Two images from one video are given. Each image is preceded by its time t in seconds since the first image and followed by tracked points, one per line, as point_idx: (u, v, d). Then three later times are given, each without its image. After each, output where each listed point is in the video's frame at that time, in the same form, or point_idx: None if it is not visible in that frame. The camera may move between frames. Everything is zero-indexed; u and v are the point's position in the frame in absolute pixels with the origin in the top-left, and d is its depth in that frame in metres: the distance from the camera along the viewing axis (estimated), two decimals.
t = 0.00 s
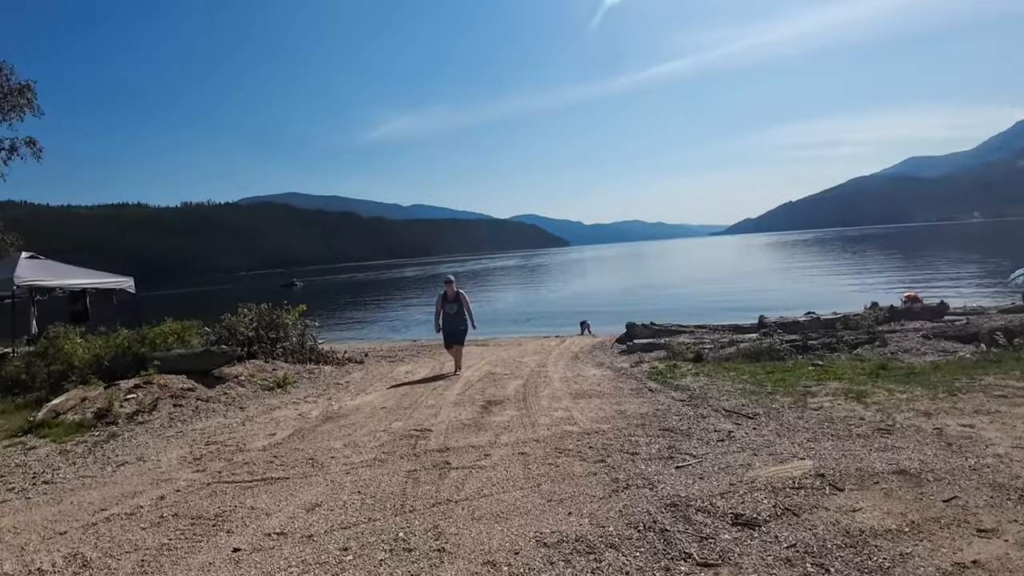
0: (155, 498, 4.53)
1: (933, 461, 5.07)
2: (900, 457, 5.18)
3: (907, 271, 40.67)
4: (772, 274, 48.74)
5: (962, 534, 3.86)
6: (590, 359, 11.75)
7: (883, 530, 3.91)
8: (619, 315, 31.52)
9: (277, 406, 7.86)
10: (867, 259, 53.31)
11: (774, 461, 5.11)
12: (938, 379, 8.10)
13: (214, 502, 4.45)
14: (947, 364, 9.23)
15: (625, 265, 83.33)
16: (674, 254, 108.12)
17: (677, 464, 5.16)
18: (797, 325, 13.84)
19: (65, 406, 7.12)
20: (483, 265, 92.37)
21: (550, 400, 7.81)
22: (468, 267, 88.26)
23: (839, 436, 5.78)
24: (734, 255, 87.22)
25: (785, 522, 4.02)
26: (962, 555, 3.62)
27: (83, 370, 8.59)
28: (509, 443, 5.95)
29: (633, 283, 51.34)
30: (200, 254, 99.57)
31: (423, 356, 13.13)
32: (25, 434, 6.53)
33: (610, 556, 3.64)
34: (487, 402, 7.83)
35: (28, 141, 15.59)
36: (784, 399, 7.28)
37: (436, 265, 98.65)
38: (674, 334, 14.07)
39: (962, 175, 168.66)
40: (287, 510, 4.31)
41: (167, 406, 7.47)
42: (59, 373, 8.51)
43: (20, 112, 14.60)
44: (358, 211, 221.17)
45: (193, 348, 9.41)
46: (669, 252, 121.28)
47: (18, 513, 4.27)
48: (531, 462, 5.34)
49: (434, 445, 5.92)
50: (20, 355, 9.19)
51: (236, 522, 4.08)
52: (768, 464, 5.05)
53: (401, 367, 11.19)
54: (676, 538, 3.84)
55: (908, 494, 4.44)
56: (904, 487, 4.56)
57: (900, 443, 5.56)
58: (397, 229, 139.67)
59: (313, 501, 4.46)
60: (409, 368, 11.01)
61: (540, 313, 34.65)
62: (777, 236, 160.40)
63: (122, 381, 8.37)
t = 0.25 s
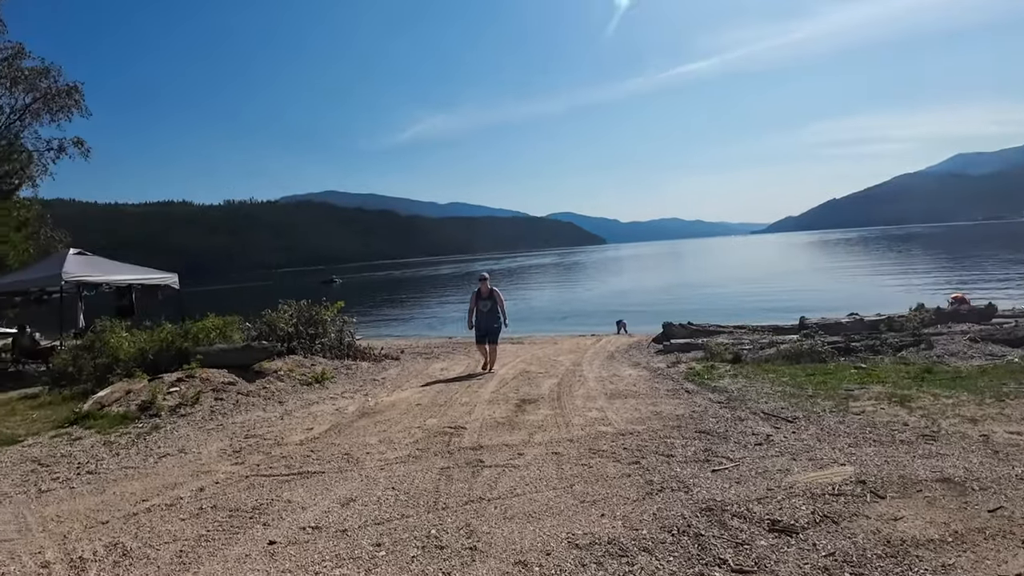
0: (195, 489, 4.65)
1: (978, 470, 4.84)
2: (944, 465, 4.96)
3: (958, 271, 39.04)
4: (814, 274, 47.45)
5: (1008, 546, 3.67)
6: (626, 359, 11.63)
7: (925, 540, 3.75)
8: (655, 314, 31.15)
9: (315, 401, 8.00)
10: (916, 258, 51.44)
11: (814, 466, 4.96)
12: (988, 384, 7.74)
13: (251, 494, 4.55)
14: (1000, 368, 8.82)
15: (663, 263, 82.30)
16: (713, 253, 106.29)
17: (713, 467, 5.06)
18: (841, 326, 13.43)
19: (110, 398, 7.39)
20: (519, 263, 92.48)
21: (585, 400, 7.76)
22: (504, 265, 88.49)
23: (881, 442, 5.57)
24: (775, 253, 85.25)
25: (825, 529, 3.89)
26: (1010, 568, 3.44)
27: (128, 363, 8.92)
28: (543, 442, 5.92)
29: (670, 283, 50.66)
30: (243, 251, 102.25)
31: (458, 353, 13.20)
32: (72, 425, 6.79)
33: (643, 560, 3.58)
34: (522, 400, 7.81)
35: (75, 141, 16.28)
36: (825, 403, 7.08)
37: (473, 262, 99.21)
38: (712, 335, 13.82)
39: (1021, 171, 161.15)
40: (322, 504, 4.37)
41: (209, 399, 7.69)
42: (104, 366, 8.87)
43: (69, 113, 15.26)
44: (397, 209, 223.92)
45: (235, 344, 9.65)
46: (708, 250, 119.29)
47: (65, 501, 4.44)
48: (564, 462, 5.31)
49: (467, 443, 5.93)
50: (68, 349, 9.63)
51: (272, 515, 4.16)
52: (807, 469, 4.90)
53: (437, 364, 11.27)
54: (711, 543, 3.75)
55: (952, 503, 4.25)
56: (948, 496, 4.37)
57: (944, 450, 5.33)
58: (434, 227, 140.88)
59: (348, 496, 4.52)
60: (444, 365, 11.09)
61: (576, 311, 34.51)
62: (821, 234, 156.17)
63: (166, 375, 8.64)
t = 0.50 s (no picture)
0: (237, 482, 4.78)
1: None
2: (995, 472, 4.72)
3: (1018, 270, 37.18)
4: (862, 273, 45.88)
5: None
6: (666, 359, 11.47)
7: (974, 551, 3.57)
8: (696, 313, 30.63)
9: (355, 397, 8.13)
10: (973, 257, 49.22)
11: (858, 472, 4.79)
12: None
13: (291, 488, 4.65)
14: None
15: (704, 262, 80.84)
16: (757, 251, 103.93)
17: (753, 471, 4.93)
18: (891, 327, 12.94)
19: (157, 392, 7.66)
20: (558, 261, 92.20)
21: (623, 400, 7.68)
22: (543, 263, 88.35)
23: (930, 448, 5.35)
24: (822, 251, 82.85)
25: (869, 538, 3.75)
26: None
27: (175, 358, 9.25)
28: (579, 442, 5.89)
29: (711, 281, 49.73)
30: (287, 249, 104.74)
31: (496, 351, 13.24)
32: (122, 417, 7.07)
33: (679, 565, 3.51)
34: (559, 399, 7.78)
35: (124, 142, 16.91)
36: (872, 406, 6.83)
37: (511, 260, 99.38)
38: (755, 335, 13.51)
39: None
40: (359, 499, 4.44)
41: (252, 393, 7.91)
42: (153, 360, 9.22)
43: (119, 115, 15.85)
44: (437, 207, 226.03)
45: (278, 340, 9.88)
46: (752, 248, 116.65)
47: (115, 491, 4.62)
48: (601, 462, 5.27)
49: (503, 441, 5.94)
50: (118, 343, 10.03)
51: (310, 509, 4.25)
52: (851, 475, 4.73)
53: (475, 362, 11.33)
54: (749, 549, 3.66)
55: (1002, 513, 4.03)
56: (1000, 505, 4.15)
57: (996, 457, 5.07)
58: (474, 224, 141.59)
59: (385, 492, 4.57)
60: (482, 363, 11.14)
61: (615, 310, 34.21)
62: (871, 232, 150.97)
63: (211, 369, 8.90)
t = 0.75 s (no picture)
0: (267, 477, 4.86)
1: None
2: None
3: None
4: (901, 271, 44.49)
5: None
6: (697, 358, 11.29)
7: (1017, 561, 3.41)
8: (729, 312, 30.11)
9: (385, 393, 8.20)
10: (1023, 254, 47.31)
11: (896, 477, 4.62)
12: None
13: (319, 485, 4.70)
14: None
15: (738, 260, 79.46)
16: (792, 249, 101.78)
17: (786, 474, 4.81)
18: (933, 327, 12.50)
19: (193, 387, 7.85)
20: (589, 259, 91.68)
21: (653, 400, 7.57)
22: (573, 261, 87.96)
23: (972, 452, 5.13)
24: (861, 249, 80.68)
25: (906, 545, 3.61)
26: None
27: (210, 355, 9.52)
28: (608, 442, 5.82)
29: (744, 280, 48.86)
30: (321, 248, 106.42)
31: (526, 349, 13.20)
32: (158, 411, 7.26)
33: (707, 569, 3.43)
34: (588, 398, 7.72)
35: (160, 143, 17.31)
36: (912, 409, 6.60)
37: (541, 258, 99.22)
38: (790, 335, 13.21)
39: None
40: (387, 496, 4.46)
41: (285, 389, 8.04)
42: (189, 357, 9.47)
43: (156, 117, 16.21)
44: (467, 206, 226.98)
45: (309, 337, 10.03)
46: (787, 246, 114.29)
47: (150, 484, 4.73)
48: (629, 463, 5.19)
49: (532, 441, 5.91)
50: (155, 340, 10.29)
51: (338, 505, 4.28)
52: (889, 480, 4.56)
53: (504, 360, 11.31)
54: (781, 554, 3.56)
55: None
56: None
57: None
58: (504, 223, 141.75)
59: (412, 490, 4.58)
60: (511, 361, 11.12)
61: (646, 308, 33.87)
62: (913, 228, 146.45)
63: (244, 366, 9.07)
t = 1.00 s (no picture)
0: (296, 474, 4.92)
1: None
2: None
3: None
4: (945, 268, 43.01)
5: None
6: (729, 358, 11.08)
7: None
8: (764, 311, 29.53)
9: (414, 391, 8.24)
10: None
11: (935, 481, 4.44)
12: None
13: (346, 482, 4.74)
14: None
15: (774, 257, 77.91)
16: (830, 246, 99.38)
17: (820, 478, 4.67)
18: (978, 326, 12.03)
19: (226, 384, 8.01)
20: (620, 257, 90.98)
21: (683, 400, 7.45)
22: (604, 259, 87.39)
23: (1017, 457, 4.91)
24: (902, 245, 78.29)
25: (945, 553, 3.46)
26: None
27: (244, 352, 9.69)
28: (636, 443, 5.75)
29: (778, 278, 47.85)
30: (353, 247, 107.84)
31: (555, 348, 13.14)
32: (192, 408, 7.43)
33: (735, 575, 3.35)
34: (617, 398, 7.64)
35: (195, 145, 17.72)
36: (954, 411, 6.35)
37: (572, 256, 98.81)
38: (826, 334, 12.88)
39: None
40: (413, 494, 4.47)
41: (316, 386, 8.15)
42: (223, 354, 9.67)
43: (191, 119, 16.57)
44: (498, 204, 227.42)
45: (341, 335, 10.16)
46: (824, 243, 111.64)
47: (182, 480, 4.83)
48: (658, 464, 5.12)
49: (559, 440, 5.87)
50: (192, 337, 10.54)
51: (365, 502, 4.31)
52: (927, 484, 4.40)
53: (533, 359, 11.28)
54: (812, 561, 3.45)
55: None
56: None
57: None
58: (534, 221, 141.60)
59: (438, 488, 4.59)
60: (540, 360, 11.08)
61: (678, 307, 33.45)
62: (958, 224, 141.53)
63: (277, 363, 9.24)
